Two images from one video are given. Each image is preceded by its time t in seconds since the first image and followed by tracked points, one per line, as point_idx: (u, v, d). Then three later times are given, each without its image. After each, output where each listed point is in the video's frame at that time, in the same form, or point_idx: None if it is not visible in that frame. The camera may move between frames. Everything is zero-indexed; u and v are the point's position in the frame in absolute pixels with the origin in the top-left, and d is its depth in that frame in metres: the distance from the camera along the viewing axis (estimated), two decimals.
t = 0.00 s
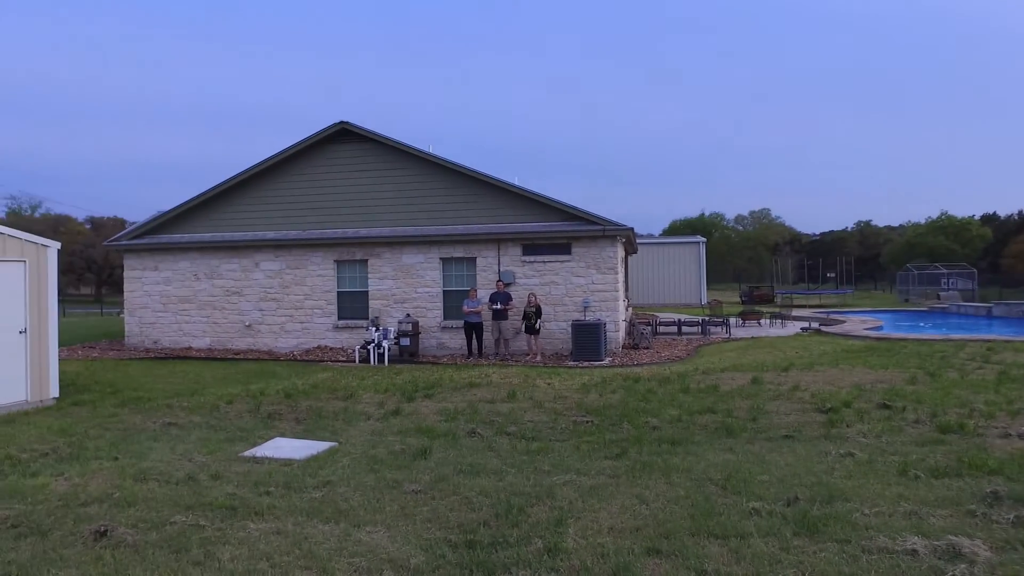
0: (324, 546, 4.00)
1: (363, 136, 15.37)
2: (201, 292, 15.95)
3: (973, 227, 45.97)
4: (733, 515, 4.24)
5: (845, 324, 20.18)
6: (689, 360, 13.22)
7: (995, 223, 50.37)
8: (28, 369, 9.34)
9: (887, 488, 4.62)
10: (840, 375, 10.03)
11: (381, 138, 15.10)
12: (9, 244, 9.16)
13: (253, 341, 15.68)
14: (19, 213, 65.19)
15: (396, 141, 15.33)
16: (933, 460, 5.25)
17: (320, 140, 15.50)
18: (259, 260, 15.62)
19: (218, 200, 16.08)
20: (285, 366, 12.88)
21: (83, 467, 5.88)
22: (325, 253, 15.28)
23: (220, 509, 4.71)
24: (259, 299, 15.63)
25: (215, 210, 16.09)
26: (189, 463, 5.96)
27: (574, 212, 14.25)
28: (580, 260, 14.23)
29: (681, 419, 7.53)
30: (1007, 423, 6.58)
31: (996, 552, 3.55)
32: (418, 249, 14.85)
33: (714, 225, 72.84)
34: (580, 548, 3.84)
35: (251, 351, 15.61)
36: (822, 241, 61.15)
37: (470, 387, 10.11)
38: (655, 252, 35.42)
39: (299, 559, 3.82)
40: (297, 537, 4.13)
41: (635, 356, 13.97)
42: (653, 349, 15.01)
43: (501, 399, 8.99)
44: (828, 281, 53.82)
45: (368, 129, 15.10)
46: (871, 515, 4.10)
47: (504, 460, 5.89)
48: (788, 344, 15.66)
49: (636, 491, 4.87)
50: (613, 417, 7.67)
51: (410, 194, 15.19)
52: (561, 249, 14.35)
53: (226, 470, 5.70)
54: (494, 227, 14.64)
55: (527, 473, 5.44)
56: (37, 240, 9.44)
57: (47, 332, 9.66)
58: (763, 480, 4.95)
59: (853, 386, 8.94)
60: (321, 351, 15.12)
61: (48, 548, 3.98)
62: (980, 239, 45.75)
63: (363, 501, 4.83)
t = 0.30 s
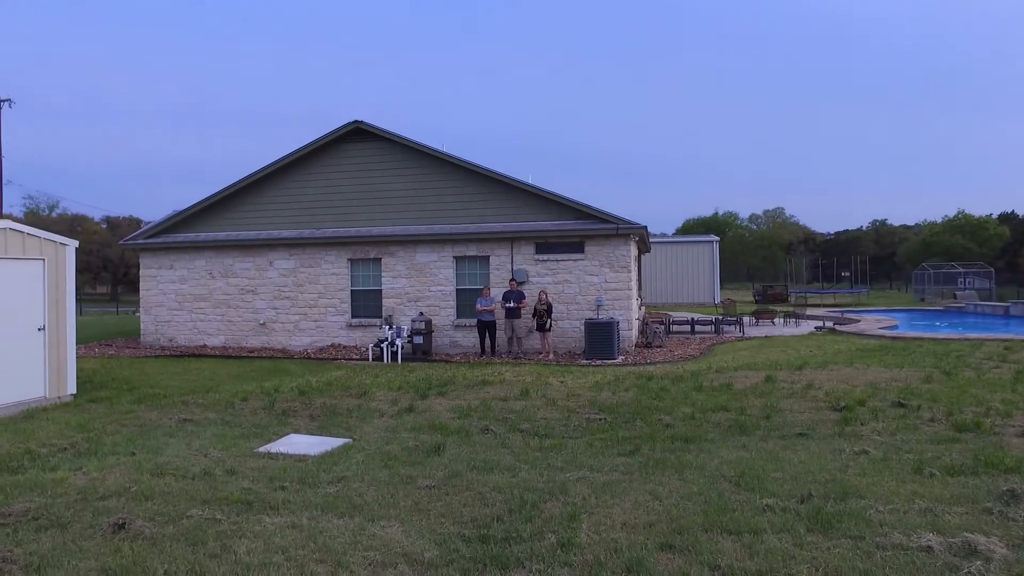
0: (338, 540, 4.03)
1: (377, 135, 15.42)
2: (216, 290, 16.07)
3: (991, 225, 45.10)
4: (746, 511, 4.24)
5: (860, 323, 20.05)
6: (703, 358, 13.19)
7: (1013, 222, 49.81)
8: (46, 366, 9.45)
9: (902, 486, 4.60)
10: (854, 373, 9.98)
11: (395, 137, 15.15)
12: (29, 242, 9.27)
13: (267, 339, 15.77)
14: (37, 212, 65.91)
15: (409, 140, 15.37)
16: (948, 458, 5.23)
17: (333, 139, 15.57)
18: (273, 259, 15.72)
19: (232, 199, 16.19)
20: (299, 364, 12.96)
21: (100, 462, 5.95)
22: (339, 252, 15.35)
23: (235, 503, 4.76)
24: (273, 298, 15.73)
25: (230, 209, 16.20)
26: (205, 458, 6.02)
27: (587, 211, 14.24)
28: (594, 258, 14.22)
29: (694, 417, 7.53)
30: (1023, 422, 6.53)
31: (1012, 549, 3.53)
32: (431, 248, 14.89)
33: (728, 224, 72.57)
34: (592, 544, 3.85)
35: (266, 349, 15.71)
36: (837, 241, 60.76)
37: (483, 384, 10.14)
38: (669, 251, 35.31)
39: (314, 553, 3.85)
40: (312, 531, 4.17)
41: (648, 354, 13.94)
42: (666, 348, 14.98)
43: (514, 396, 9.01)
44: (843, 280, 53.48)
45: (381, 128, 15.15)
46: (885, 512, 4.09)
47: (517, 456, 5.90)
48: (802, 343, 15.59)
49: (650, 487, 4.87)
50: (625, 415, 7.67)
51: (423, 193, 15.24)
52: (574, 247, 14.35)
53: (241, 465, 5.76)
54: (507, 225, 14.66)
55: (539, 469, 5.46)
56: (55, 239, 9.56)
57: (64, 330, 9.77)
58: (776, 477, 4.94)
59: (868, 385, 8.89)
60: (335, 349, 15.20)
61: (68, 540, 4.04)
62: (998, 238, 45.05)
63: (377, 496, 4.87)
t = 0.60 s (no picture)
0: (343, 533, 4.06)
1: (381, 133, 15.45)
2: (220, 289, 16.13)
3: (996, 225, 45.22)
4: (749, 505, 4.26)
5: (865, 322, 20.03)
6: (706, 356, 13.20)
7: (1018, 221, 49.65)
8: (53, 362, 9.51)
9: (904, 480, 4.62)
10: (858, 371, 9.99)
11: (399, 135, 15.18)
12: (36, 239, 9.32)
13: (272, 337, 15.83)
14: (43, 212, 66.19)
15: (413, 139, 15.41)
16: (951, 453, 5.24)
17: (337, 137, 15.61)
18: (278, 257, 15.77)
19: (237, 197, 16.24)
20: (303, 361, 13.01)
21: (107, 457, 6.00)
22: (344, 250, 15.39)
23: (241, 497, 4.80)
24: (278, 296, 15.78)
25: (234, 208, 16.26)
26: (211, 454, 6.06)
27: (591, 209, 14.26)
28: (598, 256, 14.24)
29: (698, 414, 7.56)
30: None
31: (1013, 542, 3.55)
32: (435, 246, 14.93)
33: (732, 224, 72.50)
34: (596, 537, 3.87)
35: (270, 347, 15.76)
36: (841, 240, 60.66)
37: (487, 382, 10.18)
38: (672, 249, 35.26)
39: (320, 545, 3.89)
40: (317, 524, 4.20)
41: (652, 352, 13.96)
42: (670, 346, 14.99)
43: (518, 393, 9.04)
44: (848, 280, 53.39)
45: (386, 126, 15.18)
46: (887, 506, 4.10)
47: (521, 451, 5.93)
48: (806, 341, 15.60)
49: (653, 482, 4.89)
50: (629, 412, 7.70)
51: (427, 191, 15.28)
52: (578, 245, 14.37)
53: (247, 460, 5.80)
54: (510, 224, 14.68)
55: (543, 464, 5.49)
56: (62, 236, 9.62)
57: (71, 327, 9.83)
58: (779, 472, 4.96)
59: (871, 382, 8.91)
60: (339, 347, 15.24)
61: (76, 532, 4.08)
62: (1003, 237, 45.02)
63: (382, 490, 4.90)
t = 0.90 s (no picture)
0: (343, 527, 4.10)
1: (383, 133, 15.48)
2: (223, 288, 16.18)
3: (998, 224, 45.21)
4: (747, 501, 4.29)
5: (866, 320, 20.03)
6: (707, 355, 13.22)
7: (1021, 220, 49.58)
8: (57, 361, 9.56)
9: (901, 477, 4.65)
10: (858, 369, 10.01)
11: (401, 134, 15.20)
12: (39, 238, 9.37)
13: (274, 336, 15.87)
14: (46, 211, 66.38)
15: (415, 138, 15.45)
16: (948, 450, 5.26)
17: (339, 137, 15.65)
18: (280, 256, 15.82)
19: (239, 196, 16.29)
20: (305, 360, 13.05)
21: (110, 454, 6.04)
22: (345, 249, 15.43)
23: (242, 493, 4.84)
24: (280, 295, 15.82)
25: (236, 207, 16.30)
26: (213, 450, 6.10)
27: (591, 208, 14.28)
28: (599, 255, 14.26)
29: (697, 411, 7.59)
30: None
31: (1007, 537, 3.57)
32: (437, 245, 14.96)
33: (735, 223, 72.50)
34: (593, 531, 3.90)
35: (272, 346, 15.81)
36: (843, 239, 60.62)
37: (488, 380, 10.21)
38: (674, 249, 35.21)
39: (320, 540, 3.92)
40: (317, 519, 4.24)
41: (653, 351, 13.97)
42: (671, 345, 15.01)
43: (519, 391, 9.08)
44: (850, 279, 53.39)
45: (388, 125, 15.20)
46: (883, 501, 4.13)
47: (521, 449, 5.96)
48: (807, 340, 15.60)
49: (651, 478, 4.92)
50: (628, 409, 7.74)
51: (428, 190, 15.32)
52: (579, 245, 14.39)
53: (248, 457, 5.83)
54: (512, 223, 14.71)
55: (542, 461, 5.52)
56: (65, 235, 9.68)
57: (74, 326, 9.88)
58: (777, 469, 4.99)
59: (871, 380, 8.93)
60: (341, 345, 15.28)
61: (79, 527, 4.12)
62: (1005, 236, 45.08)
63: (382, 486, 4.94)
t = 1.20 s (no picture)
0: (340, 560, 4.13)
1: (383, 141, 15.51)
2: (223, 296, 16.22)
3: (999, 227, 45.06)
4: (741, 532, 4.32)
5: (867, 327, 20.01)
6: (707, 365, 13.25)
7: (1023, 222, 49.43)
8: (58, 374, 9.60)
9: (895, 506, 4.67)
10: (857, 383, 10.01)
11: (401, 143, 15.23)
12: (40, 252, 9.41)
13: (275, 344, 15.91)
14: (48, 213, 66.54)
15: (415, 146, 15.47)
16: (943, 477, 5.28)
17: (339, 145, 15.68)
18: (281, 264, 15.86)
19: (240, 204, 16.33)
20: (305, 370, 13.09)
21: (111, 475, 6.08)
22: (345, 257, 15.46)
23: (242, 520, 4.88)
24: (280, 303, 15.86)
25: (237, 215, 16.34)
26: (213, 472, 6.13)
27: (591, 217, 14.30)
28: (599, 264, 14.28)
29: (695, 429, 7.61)
30: (1021, 436, 6.56)
31: None
32: (437, 253, 14.99)
33: (736, 224, 72.46)
34: (588, 566, 3.94)
35: (273, 354, 15.84)
36: (845, 240, 60.54)
37: (487, 393, 10.22)
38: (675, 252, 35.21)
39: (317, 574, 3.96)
40: (315, 551, 4.28)
41: (652, 360, 13.99)
42: (671, 353, 15.02)
43: (518, 406, 9.10)
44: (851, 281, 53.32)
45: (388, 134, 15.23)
46: (877, 534, 4.16)
47: (519, 471, 5.99)
48: (806, 348, 15.61)
49: (647, 505, 4.95)
50: (627, 427, 7.76)
51: (428, 199, 15.35)
52: (578, 254, 14.41)
53: (248, 480, 5.87)
54: (511, 232, 14.73)
55: (539, 485, 5.55)
56: (66, 248, 9.71)
57: (74, 338, 9.92)
58: (772, 496, 5.02)
59: (869, 395, 8.94)
60: (341, 354, 15.32)
61: (80, 559, 4.15)
62: (1006, 238, 44.82)
63: (380, 513, 4.97)
